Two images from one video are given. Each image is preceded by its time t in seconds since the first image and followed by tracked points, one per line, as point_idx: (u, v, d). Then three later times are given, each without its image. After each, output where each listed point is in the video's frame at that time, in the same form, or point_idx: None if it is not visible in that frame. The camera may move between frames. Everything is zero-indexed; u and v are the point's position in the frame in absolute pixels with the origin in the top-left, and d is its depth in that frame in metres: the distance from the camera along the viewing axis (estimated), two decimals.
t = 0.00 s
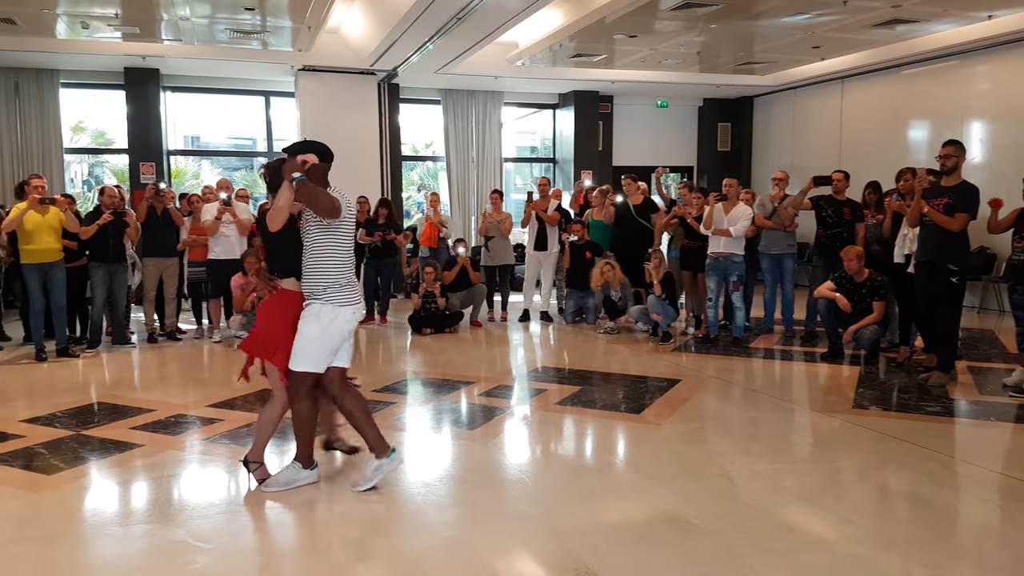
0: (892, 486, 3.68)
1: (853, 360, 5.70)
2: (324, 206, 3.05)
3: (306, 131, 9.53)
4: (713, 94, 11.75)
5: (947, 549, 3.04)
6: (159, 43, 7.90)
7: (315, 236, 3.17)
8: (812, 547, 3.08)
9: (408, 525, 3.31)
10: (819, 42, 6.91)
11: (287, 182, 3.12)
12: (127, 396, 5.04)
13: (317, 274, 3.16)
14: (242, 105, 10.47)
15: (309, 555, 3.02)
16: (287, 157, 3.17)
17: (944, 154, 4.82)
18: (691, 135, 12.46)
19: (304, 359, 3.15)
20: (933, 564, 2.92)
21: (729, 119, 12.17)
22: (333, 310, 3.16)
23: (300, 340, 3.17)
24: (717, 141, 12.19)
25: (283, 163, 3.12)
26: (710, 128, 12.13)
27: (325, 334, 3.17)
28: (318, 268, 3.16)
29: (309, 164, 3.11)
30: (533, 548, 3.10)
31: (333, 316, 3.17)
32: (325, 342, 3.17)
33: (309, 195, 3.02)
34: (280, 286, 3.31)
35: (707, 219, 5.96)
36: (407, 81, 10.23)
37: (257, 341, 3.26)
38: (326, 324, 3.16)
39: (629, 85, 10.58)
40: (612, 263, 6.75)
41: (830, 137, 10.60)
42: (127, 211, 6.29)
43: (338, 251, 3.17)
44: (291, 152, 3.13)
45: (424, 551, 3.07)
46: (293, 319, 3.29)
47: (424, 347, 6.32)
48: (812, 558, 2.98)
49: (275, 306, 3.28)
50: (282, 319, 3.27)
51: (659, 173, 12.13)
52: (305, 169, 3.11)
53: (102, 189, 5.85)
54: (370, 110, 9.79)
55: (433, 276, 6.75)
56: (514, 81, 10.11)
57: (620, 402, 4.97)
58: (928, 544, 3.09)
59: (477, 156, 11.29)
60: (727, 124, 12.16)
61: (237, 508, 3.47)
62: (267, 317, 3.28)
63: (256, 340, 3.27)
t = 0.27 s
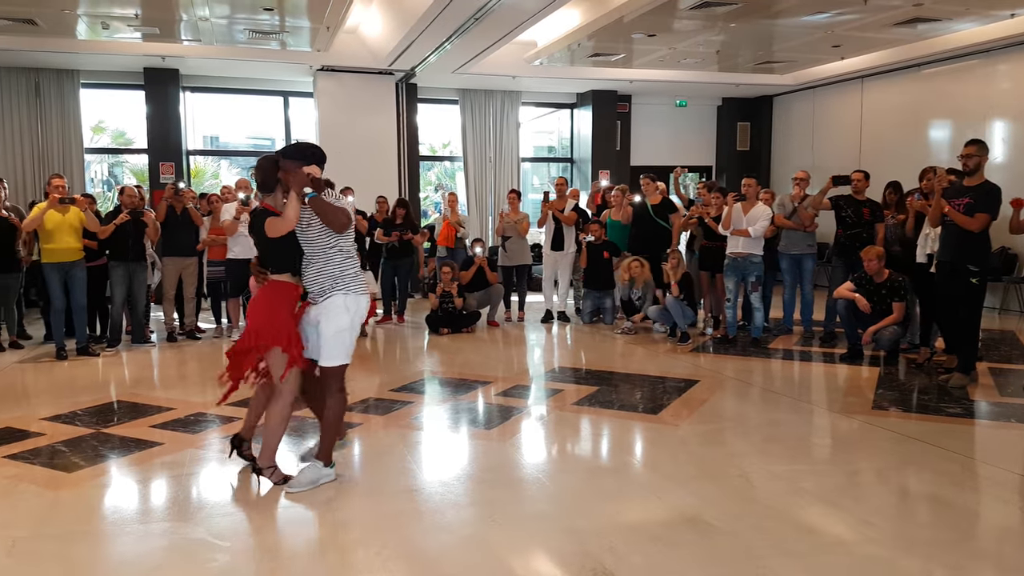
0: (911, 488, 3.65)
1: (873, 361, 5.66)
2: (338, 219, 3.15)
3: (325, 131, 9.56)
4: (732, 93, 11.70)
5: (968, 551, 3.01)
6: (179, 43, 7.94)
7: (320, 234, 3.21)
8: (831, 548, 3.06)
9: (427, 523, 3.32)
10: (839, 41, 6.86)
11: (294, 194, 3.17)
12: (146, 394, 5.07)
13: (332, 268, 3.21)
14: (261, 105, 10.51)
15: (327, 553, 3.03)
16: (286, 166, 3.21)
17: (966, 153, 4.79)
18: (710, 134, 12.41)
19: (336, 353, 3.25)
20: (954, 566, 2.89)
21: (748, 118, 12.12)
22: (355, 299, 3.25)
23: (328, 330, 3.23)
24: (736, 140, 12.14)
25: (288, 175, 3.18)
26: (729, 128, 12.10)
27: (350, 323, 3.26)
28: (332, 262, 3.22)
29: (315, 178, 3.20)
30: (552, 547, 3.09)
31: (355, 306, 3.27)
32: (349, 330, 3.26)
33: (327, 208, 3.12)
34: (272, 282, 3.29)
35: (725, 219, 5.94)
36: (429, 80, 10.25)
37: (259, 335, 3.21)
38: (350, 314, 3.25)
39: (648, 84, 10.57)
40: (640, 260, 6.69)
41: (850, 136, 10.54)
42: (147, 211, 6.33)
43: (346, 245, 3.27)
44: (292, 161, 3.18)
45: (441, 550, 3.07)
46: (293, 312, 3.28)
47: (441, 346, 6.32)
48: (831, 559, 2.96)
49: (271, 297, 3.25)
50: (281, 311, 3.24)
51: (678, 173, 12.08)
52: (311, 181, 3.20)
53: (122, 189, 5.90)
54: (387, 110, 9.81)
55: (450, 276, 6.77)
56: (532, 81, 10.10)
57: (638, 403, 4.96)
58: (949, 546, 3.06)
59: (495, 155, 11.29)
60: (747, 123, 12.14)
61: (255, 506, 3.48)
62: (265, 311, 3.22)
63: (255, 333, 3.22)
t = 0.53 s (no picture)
0: (921, 487, 3.65)
1: (882, 359, 5.66)
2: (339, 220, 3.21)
3: (335, 130, 9.56)
4: (742, 91, 11.69)
5: (978, 550, 3.00)
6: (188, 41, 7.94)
7: (315, 230, 3.24)
8: (841, 547, 3.06)
9: (437, 521, 3.32)
10: (848, 39, 6.85)
11: (290, 194, 3.11)
12: (155, 393, 5.07)
13: (323, 263, 3.24)
14: (270, 103, 10.50)
15: (336, 551, 3.03)
16: (281, 163, 3.15)
17: (975, 152, 4.79)
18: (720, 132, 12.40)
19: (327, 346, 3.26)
20: (963, 565, 2.89)
21: (758, 116, 12.11)
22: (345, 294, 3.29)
23: (318, 324, 3.25)
24: (746, 138, 12.14)
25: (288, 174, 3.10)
26: (739, 126, 12.10)
27: (340, 318, 3.29)
28: (323, 257, 3.24)
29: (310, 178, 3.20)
30: (562, 546, 3.09)
31: (344, 301, 3.30)
32: (339, 324, 3.29)
33: (328, 209, 3.18)
34: (261, 275, 3.22)
35: (735, 217, 5.95)
36: (441, 79, 10.26)
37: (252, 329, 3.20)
38: (340, 309, 3.29)
39: (657, 83, 10.57)
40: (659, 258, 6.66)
41: (859, 134, 10.53)
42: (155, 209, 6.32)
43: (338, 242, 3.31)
44: (291, 159, 3.13)
45: (450, 548, 3.07)
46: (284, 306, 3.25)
47: (450, 345, 6.32)
48: (841, 558, 2.95)
49: (260, 292, 3.21)
50: (272, 305, 3.21)
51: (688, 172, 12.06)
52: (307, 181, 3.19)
53: (131, 188, 5.89)
54: (395, 108, 9.80)
55: (459, 274, 6.79)
56: (541, 79, 10.10)
57: (647, 401, 4.95)
58: (959, 545, 3.05)
59: (504, 153, 11.29)
60: (756, 122, 12.14)
61: (263, 505, 3.47)
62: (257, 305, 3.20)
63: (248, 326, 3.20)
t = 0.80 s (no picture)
0: (929, 487, 3.63)
1: (890, 359, 5.63)
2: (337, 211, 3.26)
3: (341, 129, 9.58)
4: (749, 89, 11.64)
5: (986, 551, 2.98)
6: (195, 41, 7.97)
7: (310, 229, 3.29)
8: (849, 547, 3.04)
9: (442, 520, 3.31)
10: (856, 37, 6.82)
11: (289, 188, 3.22)
12: (162, 391, 5.09)
13: (316, 263, 3.29)
14: (277, 103, 10.53)
15: (343, 550, 3.03)
16: (275, 160, 3.26)
17: (985, 150, 4.76)
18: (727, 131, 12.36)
19: (307, 339, 3.28)
20: (971, 565, 2.87)
21: (765, 115, 12.07)
22: (332, 294, 3.31)
23: (302, 320, 3.28)
24: (752, 137, 12.09)
25: (286, 167, 3.22)
26: (746, 124, 12.05)
27: (326, 317, 3.32)
28: (313, 257, 3.29)
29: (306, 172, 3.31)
30: (568, 545, 3.08)
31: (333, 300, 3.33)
32: (325, 323, 3.31)
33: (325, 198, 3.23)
34: (254, 279, 3.28)
35: (742, 216, 5.92)
36: (446, 77, 10.26)
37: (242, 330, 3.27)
38: (327, 307, 3.31)
39: (665, 81, 10.55)
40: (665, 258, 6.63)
41: (867, 133, 10.48)
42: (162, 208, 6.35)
43: (330, 243, 3.34)
44: (288, 155, 3.23)
45: (456, 547, 3.07)
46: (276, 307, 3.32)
47: (456, 343, 6.32)
48: (849, 558, 2.94)
49: (250, 294, 3.29)
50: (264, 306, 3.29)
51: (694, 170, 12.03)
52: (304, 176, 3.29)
53: (139, 186, 5.92)
54: (402, 107, 9.81)
55: (464, 273, 6.80)
56: (547, 78, 10.08)
57: (653, 401, 4.93)
58: (968, 545, 3.03)
59: (510, 152, 11.29)
60: (764, 120, 12.10)
61: (269, 503, 3.48)
62: (248, 306, 3.28)
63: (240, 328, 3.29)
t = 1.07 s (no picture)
0: (942, 489, 3.59)
1: (903, 360, 5.59)
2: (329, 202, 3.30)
3: (351, 128, 9.61)
4: (761, 89, 11.59)
5: (1000, 554, 2.95)
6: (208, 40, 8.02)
7: (306, 228, 3.31)
8: (861, 549, 3.02)
9: (452, 519, 3.31)
10: (870, 36, 6.78)
11: (282, 180, 3.24)
12: (174, 388, 5.12)
13: (317, 261, 3.32)
14: (289, 102, 10.58)
15: (354, 547, 3.04)
16: (271, 153, 3.25)
17: (1001, 151, 4.68)
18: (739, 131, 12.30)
19: (338, 342, 3.37)
20: (985, 569, 2.84)
21: (778, 114, 12.00)
22: (340, 290, 3.36)
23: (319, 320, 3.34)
24: (764, 137, 12.03)
25: (282, 159, 3.21)
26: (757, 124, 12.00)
27: (338, 314, 3.37)
28: (315, 256, 3.31)
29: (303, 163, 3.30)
30: (577, 544, 3.08)
31: (340, 296, 3.38)
32: (339, 321, 3.37)
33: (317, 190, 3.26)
34: (261, 270, 3.35)
35: (753, 216, 5.88)
36: (455, 76, 10.28)
37: (255, 322, 3.30)
38: (338, 305, 3.37)
39: (677, 80, 10.52)
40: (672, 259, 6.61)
41: (880, 133, 10.40)
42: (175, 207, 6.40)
43: (329, 239, 3.37)
44: (286, 149, 3.22)
45: (466, 546, 3.07)
46: (285, 301, 3.37)
47: (466, 343, 6.32)
48: (860, 560, 2.92)
49: (261, 287, 3.33)
50: (275, 298, 3.34)
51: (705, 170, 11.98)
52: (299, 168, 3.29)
53: (152, 185, 5.96)
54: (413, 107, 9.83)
55: (474, 272, 6.81)
56: (558, 77, 10.07)
57: (663, 401, 4.92)
58: (981, 549, 3.00)
59: (520, 152, 11.29)
60: (776, 120, 12.04)
61: (281, 500, 3.49)
62: (259, 299, 3.32)
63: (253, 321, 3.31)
